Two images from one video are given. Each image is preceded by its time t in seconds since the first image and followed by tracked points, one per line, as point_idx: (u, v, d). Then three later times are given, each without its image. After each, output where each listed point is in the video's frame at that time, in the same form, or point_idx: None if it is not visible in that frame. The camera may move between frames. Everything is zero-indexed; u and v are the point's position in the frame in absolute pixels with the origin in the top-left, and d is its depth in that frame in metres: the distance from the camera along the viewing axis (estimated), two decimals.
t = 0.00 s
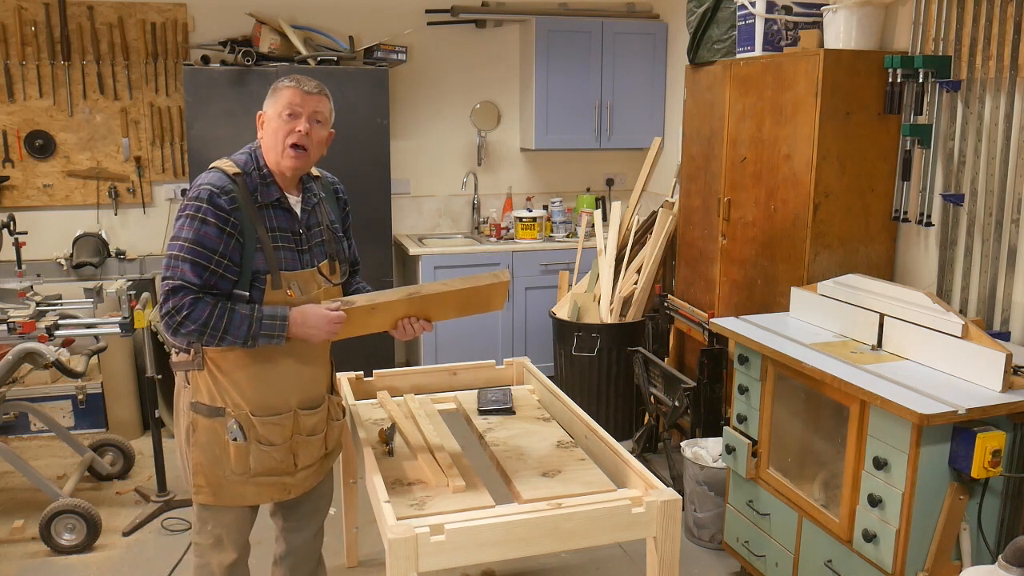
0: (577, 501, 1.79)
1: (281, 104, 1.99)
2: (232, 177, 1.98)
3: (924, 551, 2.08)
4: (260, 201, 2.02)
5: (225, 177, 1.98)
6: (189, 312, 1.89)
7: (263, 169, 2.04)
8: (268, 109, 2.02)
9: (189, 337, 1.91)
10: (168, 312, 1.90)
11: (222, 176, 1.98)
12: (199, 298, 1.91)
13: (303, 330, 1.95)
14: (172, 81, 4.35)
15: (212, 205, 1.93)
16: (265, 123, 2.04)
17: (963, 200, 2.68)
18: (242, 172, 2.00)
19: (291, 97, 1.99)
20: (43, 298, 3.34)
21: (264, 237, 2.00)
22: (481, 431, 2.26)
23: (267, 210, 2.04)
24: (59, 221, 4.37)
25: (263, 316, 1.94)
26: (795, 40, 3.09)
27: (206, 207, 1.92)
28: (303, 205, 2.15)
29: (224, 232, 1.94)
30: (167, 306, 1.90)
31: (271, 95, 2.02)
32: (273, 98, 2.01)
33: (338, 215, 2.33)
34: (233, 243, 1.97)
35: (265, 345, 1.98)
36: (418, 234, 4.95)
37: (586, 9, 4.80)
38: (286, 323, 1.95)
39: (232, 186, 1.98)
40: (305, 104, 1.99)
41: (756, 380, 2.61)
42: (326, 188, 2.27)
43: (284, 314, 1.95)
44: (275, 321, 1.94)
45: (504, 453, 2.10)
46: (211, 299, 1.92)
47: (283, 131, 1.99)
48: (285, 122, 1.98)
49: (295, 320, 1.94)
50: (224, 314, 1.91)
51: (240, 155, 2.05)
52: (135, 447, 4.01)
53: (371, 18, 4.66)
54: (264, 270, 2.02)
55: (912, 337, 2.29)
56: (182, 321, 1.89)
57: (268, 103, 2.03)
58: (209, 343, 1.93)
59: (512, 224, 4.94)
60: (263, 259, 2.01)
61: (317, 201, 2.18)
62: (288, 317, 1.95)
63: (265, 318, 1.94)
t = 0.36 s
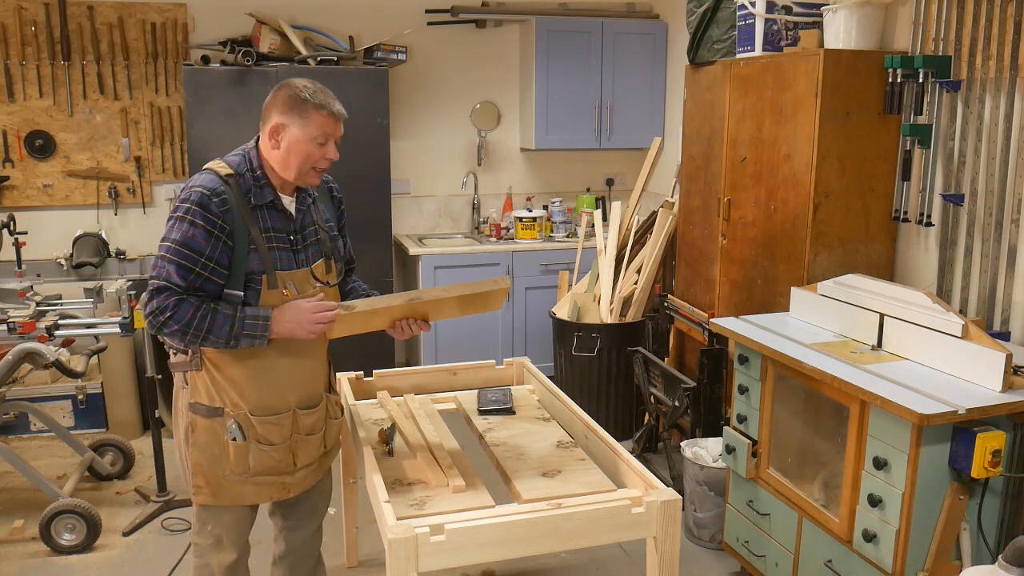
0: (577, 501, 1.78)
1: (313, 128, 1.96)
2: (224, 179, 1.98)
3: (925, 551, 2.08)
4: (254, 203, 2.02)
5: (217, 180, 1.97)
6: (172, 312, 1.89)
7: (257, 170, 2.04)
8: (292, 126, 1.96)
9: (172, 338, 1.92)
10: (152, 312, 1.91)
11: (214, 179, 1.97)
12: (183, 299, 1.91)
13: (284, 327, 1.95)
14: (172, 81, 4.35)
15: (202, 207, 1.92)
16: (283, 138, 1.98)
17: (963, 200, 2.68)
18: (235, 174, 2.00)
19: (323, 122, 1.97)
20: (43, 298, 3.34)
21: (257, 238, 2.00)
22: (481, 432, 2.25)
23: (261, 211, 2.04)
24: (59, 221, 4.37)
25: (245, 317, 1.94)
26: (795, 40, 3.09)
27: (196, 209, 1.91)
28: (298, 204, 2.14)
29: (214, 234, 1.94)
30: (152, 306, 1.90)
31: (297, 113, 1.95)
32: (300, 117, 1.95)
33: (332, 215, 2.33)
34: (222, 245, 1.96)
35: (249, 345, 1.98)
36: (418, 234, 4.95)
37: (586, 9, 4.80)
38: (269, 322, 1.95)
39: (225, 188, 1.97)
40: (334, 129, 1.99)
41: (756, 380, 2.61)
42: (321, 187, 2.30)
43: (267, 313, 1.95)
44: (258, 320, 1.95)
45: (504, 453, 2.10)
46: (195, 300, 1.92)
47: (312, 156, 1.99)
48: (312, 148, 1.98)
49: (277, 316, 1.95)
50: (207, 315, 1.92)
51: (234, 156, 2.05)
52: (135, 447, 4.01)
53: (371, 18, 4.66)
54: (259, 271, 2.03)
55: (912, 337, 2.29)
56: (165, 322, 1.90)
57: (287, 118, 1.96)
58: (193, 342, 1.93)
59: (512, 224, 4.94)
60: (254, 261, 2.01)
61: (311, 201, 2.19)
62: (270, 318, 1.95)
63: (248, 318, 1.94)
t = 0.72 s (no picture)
0: (577, 502, 1.78)
1: (305, 119, 1.96)
2: (227, 179, 1.98)
3: (924, 551, 2.08)
4: (256, 204, 2.03)
5: (220, 180, 1.97)
6: (185, 314, 1.89)
7: (258, 171, 2.04)
8: (285, 120, 1.97)
9: (184, 339, 1.91)
10: (164, 315, 1.90)
11: (217, 179, 1.97)
12: (196, 300, 1.90)
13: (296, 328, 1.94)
14: (172, 81, 4.35)
15: (207, 208, 1.92)
16: (278, 133, 1.98)
17: (963, 200, 2.68)
18: (238, 174, 2.00)
19: (315, 113, 1.96)
20: (43, 298, 3.34)
21: (261, 238, 2.00)
22: (481, 432, 2.25)
23: (263, 212, 2.04)
24: (59, 221, 4.37)
25: (258, 316, 1.94)
26: (795, 40, 3.09)
27: (202, 210, 1.91)
28: (298, 205, 2.15)
29: (220, 235, 1.94)
30: (163, 308, 1.89)
31: (289, 107, 1.96)
32: (292, 110, 1.96)
33: (330, 215, 2.34)
34: (228, 246, 1.97)
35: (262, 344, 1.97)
36: (418, 234, 4.95)
37: (586, 9, 4.80)
38: (281, 321, 1.94)
39: (228, 189, 1.97)
40: (327, 121, 1.98)
41: (756, 380, 2.61)
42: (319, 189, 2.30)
43: (279, 313, 1.95)
44: (270, 320, 1.94)
45: (504, 453, 2.10)
46: (206, 301, 1.92)
47: (306, 148, 1.98)
48: (306, 138, 1.97)
49: (288, 317, 1.95)
50: (219, 316, 1.91)
51: (234, 156, 2.05)
52: (135, 447, 4.01)
53: (371, 18, 4.66)
54: (262, 271, 2.03)
55: (912, 337, 2.29)
56: (178, 323, 1.89)
57: (280, 112, 1.97)
58: (205, 344, 1.93)
59: (512, 224, 4.94)
60: (260, 261, 2.01)
61: (311, 201, 2.20)
62: (283, 316, 1.95)
63: (260, 318, 1.94)
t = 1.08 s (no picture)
0: (577, 501, 1.78)
1: (286, 107, 1.97)
2: (227, 179, 1.98)
3: (924, 551, 2.08)
4: (256, 203, 2.03)
5: (219, 179, 1.97)
6: (191, 315, 1.88)
7: (258, 170, 2.04)
8: (270, 111, 1.99)
9: (190, 340, 1.90)
10: (168, 316, 1.89)
11: (217, 178, 1.97)
12: (201, 301, 1.90)
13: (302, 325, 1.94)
14: (172, 81, 4.35)
15: (209, 207, 1.92)
16: (265, 125, 2.01)
17: (963, 200, 2.68)
18: (237, 174, 2.00)
19: (296, 100, 1.97)
20: (43, 298, 3.34)
21: (263, 238, 2.00)
22: (481, 431, 2.26)
23: (263, 211, 2.04)
24: (59, 221, 4.37)
25: (263, 315, 1.94)
26: (795, 40, 3.09)
27: (204, 209, 1.91)
28: (297, 205, 2.15)
29: (222, 234, 1.94)
30: (168, 309, 1.88)
31: (273, 96, 1.98)
32: (276, 100, 1.98)
33: (329, 215, 2.34)
34: (230, 246, 1.97)
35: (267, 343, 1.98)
36: (418, 234, 4.95)
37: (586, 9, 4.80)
38: (286, 320, 1.95)
39: (228, 188, 1.97)
40: (310, 107, 1.99)
41: (756, 380, 2.61)
42: (317, 187, 2.29)
43: (283, 312, 1.95)
44: (274, 319, 1.95)
45: (504, 453, 2.10)
46: (212, 302, 1.91)
47: (290, 135, 1.98)
48: (292, 126, 1.98)
49: (293, 315, 1.95)
50: (225, 316, 1.91)
51: (233, 156, 2.05)
52: (135, 447, 4.01)
53: (371, 18, 4.66)
54: (264, 271, 2.03)
55: (912, 337, 2.29)
56: (184, 324, 1.88)
57: (267, 104, 2.00)
58: (211, 344, 1.93)
59: (512, 224, 4.94)
60: (263, 259, 2.02)
61: (310, 201, 2.21)
62: (287, 314, 1.95)
63: (264, 317, 1.94)
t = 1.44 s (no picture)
0: (577, 501, 1.78)
1: (310, 119, 2.00)
2: (234, 179, 1.96)
3: (924, 552, 2.08)
4: (264, 203, 2.03)
5: (229, 180, 1.95)
6: (219, 322, 1.86)
7: (263, 171, 2.04)
8: (290, 122, 1.99)
9: (218, 347, 1.88)
10: (195, 322, 1.87)
11: (225, 180, 1.95)
12: (227, 306, 1.88)
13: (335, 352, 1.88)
14: (172, 81, 4.35)
15: (223, 209, 1.91)
16: (282, 135, 2.00)
17: (963, 200, 2.68)
18: (243, 175, 1.99)
19: (319, 112, 2.01)
20: (44, 298, 3.34)
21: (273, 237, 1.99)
22: (481, 432, 2.25)
23: (270, 211, 2.04)
24: (59, 221, 4.37)
25: (290, 332, 1.90)
26: (794, 40, 3.09)
27: (218, 210, 1.90)
28: (298, 205, 2.17)
29: (237, 235, 1.93)
30: (195, 315, 1.86)
31: (292, 108, 1.99)
32: (295, 112, 1.99)
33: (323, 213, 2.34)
34: (244, 246, 1.96)
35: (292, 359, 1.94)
36: (418, 234, 4.95)
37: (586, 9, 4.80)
38: (313, 340, 1.89)
39: (237, 189, 1.96)
40: (329, 118, 2.04)
41: (756, 380, 2.61)
42: (315, 190, 2.33)
43: (312, 331, 1.90)
44: (302, 341, 1.90)
45: (504, 453, 2.09)
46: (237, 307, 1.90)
47: (314, 146, 2.02)
48: (313, 138, 2.01)
49: (321, 337, 1.89)
50: (255, 326, 1.88)
51: (235, 157, 2.03)
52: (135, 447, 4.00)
53: (371, 18, 4.66)
54: (275, 271, 2.03)
55: (912, 337, 2.29)
56: (212, 330, 1.87)
57: (282, 115, 1.99)
58: (237, 353, 1.90)
59: (512, 224, 4.94)
60: (275, 260, 2.01)
61: (308, 202, 2.23)
62: (315, 335, 1.89)
63: (292, 334, 1.89)
